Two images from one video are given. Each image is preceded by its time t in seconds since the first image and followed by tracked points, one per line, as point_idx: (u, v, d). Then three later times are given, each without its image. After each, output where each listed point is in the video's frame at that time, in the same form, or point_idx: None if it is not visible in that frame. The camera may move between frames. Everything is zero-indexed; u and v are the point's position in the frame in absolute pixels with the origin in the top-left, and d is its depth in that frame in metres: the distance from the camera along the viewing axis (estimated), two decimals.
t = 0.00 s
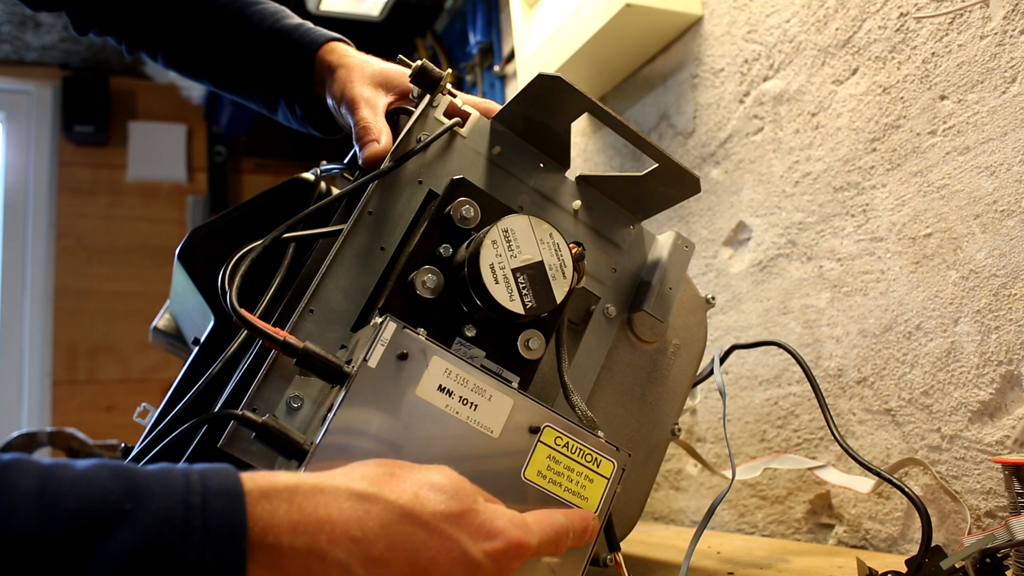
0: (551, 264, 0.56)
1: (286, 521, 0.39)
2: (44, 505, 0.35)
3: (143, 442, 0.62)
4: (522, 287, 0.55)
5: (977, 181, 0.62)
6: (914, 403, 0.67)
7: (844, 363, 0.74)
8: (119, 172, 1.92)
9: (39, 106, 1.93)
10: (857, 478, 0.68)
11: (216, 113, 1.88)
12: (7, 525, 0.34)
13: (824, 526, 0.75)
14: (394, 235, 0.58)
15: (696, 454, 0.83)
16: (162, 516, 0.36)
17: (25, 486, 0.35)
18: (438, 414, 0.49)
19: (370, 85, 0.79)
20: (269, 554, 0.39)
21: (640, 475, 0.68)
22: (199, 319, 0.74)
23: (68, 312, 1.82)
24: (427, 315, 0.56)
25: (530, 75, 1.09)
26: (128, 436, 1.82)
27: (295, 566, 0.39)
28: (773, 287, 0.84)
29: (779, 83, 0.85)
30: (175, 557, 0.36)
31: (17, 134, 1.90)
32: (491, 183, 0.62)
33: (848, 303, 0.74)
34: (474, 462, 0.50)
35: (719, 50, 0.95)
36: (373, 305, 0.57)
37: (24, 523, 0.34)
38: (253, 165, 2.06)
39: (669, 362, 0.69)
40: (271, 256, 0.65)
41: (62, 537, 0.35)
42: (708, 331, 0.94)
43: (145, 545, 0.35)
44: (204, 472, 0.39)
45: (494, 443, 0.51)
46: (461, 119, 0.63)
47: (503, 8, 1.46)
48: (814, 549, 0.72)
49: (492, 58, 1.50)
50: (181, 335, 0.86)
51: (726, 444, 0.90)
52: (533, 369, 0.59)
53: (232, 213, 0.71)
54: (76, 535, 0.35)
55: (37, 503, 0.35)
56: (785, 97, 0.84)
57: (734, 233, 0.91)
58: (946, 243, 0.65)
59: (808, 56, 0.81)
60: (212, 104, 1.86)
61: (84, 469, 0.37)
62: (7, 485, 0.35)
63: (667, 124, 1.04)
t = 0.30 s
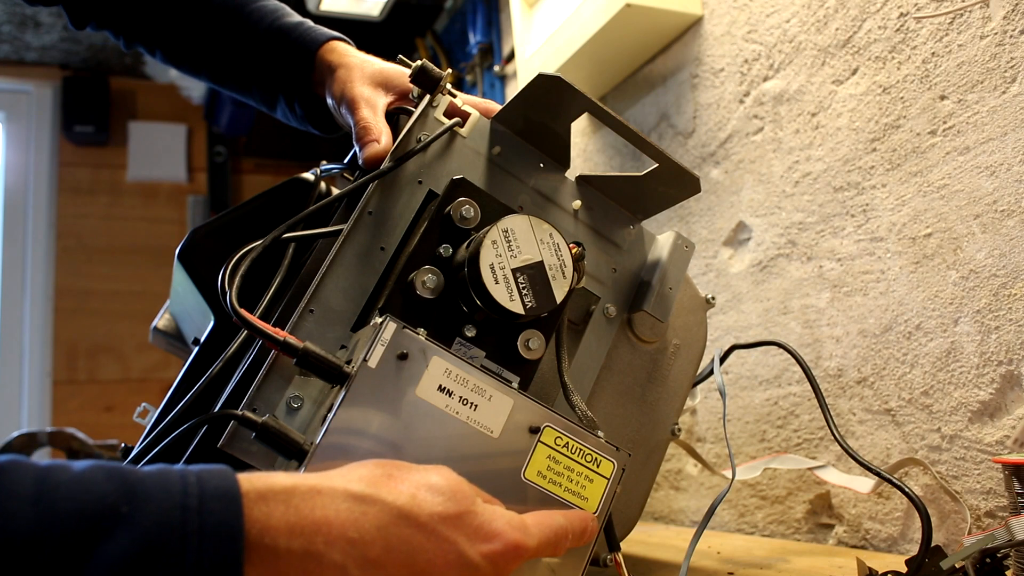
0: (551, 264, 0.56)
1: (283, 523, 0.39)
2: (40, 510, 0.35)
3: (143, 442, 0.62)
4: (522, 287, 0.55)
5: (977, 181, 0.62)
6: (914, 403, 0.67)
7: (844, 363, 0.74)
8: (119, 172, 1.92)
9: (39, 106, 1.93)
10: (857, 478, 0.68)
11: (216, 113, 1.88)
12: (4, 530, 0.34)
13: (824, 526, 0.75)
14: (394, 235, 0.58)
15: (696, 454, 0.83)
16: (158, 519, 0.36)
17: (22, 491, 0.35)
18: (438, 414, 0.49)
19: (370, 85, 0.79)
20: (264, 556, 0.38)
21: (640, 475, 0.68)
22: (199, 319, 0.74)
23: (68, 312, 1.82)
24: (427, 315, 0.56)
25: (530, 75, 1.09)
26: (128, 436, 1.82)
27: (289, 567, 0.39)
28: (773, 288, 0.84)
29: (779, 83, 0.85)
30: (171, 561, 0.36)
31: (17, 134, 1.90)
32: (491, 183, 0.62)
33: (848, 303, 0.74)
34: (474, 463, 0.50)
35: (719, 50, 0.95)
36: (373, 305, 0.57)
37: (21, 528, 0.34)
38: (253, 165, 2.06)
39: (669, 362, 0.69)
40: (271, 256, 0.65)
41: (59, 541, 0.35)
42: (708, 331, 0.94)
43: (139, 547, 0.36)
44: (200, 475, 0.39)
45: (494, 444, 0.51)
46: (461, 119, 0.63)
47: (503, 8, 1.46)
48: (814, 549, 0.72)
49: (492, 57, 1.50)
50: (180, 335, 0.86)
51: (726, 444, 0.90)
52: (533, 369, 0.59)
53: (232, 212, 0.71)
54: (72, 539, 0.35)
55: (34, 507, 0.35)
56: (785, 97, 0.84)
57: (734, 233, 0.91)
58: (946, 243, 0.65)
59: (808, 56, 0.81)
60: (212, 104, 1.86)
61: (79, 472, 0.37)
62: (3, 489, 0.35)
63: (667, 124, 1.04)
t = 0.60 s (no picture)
0: (551, 264, 0.56)
1: (172, 510, 0.34)
2: None
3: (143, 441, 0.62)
4: (522, 287, 0.55)
5: (977, 181, 0.62)
6: (914, 403, 0.67)
7: (844, 363, 0.74)
8: (119, 171, 1.92)
9: (39, 106, 1.93)
10: (857, 478, 0.68)
11: (216, 113, 1.88)
12: None
13: (824, 526, 0.75)
14: (394, 235, 0.58)
15: (696, 454, 0.82)
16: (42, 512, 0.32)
17: None
18: (437, 414, 0.49)
19: (370, 85, 0.79)
20: (161, 546, 0.34)
21: (639, 476, 0.68)
22: (199, 319, 0.74)
23: (67, 312, 1.82)
24: (427, 315, 0.56)
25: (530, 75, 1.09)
26: (128, 436, 1.82)
27: (186, 555, 0.34)
28: (773, 288, 0.84)
29: (779, 83, 0.85)
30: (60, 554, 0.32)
31: (17, 134, 1.90)
32: (491, 183, 0.62)
33: (848, 303, 0.74)
34: (474, 462, 0.50)
35: (719, 50, 0.95)
36: (373, 305, 0.57)
37: None
38: (252, 165, 2.06)
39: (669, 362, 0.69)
40: (271, 255, 0.65)
41: None
42: (708, 331, 0.94)
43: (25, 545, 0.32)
44: (87, 461, 0.34)
45: (494, 443, 0.51)
46: (461, 119, 0.63)
47: (503, 8, 1.46)
48: (814, 549, 0.72)
49: (492, 58, 1.50)
50: (180, 335, 0.85)
51: (726, 444, 0.90)
52: (533, 368, 0.59)
53: (232, 213, 0.71)
54: None
55: None
56: (785, 96, 0.84)
57: (734, 233, 0.91)
58: (946, 243, 0.65)
59: (808, 56, 0.81)
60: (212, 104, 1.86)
61: None
62: None
63: (667, 124, 1.04)
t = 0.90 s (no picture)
0: (551, 264, 0.56)
1: (169, 503, 0.37)
2: None
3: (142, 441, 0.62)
4: (522, 287, 0.55)
5: (977, 181, 0.62)
6: (914, 403, 0.67)
7: (844, 363, 0.74)
8: (119, 171, 1.92)
9: (39, 106, 1.93)
10: (857, 478, 0.68)
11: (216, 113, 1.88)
12: None
13: (824, 526, 0.75)
14: (394, 235, 0.58)
15: (696, 454, 0.82)
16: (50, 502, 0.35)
17: None
18: (438, 414, 0.49)
19: (370, 85, 0.79)
20: (158, 537, 0.37)
21: (639, 476, 0.68)
22: (199, 319, 0.74)
23: (67, 312, 1.82)
24: (427, 315, 0.56)
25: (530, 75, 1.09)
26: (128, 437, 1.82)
27: (182, 547, 0.37)
28: (773, 288, 0.84)
29: (779, 83, 0.85)
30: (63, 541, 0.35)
31: (17, 134, 1.90)
32: (490, 183, 0.62)
33: (848, 303, 0.74)
34: (474, 462, 0.50)
35: (719, 50, 0.95)
36: (373, 305, 0.57)
37: None
38: (253, 165, 2.06)
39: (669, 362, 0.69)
40: (271, 256, 0.65)
41: None
42: (708, 331, 0.94)
43: (21, 535, 0.34)
44: (86, 458, 0.37)
45: (494, 444, 0.51)
46: (461, 119, 0.63)
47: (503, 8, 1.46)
48: (815, 549, 0.72)
49: (492, 58, 1.50)
50: (180, 335, 0.86)
51: (726, 444, 0.90)
52: (533, 369, 0.59)
53: (232, 213, 0.71)
54: None
55: None
56: (785, 97, 0.84)
57: (735, 233, 0.91)
58: (946, 243, 0.65)
59: (808, 56, 0.81)
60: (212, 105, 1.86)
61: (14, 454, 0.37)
62: None
63: (667, 124, 1.04)
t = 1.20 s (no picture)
0: (551, 264, 0.56)
1: (43, 543, 0.33)
2: None
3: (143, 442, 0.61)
4: (523, 287, 0.55)
5: (977, 181, 0.62)
6: (914, 403, 0.67)
7: (844, 363, 0.74)
8: (119, 172, 1.92)
9: (39, 106, 1.93)
10: (857, 478, 0.68)
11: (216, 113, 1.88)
12: None
13: (824, 526, 0.75)
14: (394, 235, 0.58)
15: (696, 454, 0.82)
16: None
17: None
18: (437, 414, 0.49)
19: (370, 85, 0.79)
20: None
21: (639, 476, 0.68)
22: (199, 319, 0.74)
23: (67, 312, 1.82)
24: (427, 315, 0.56)
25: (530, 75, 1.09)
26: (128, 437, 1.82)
27: None
28: (773, 288, 0.84)
29: (779, 83, 0.85)
30: None
31: (17, 134, 1.90)
32: (490, 183, 0.62)
33: (847, 303, 0.74)
34: (474, 462, 0.50)
35: (719, 50, 0.95)
36: (373, 305, 0.57)
37: None
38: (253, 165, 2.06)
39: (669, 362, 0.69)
40: (271, 256, 0.65)
41: None
42: (708, 331, 0.94)
43: None
44: None
45: (494, 444, 0.51)
46: (461, 119, 0.63)
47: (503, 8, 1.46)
48: (814, 549, 0.72)
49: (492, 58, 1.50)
50: (180, 335, 0.85)
51: (726, 444, 0.90)
52: (533, 369, 0.59)
53: (232, 213, 0.71)
54: None
55: None
56: (785, 97, 0.84)
57: (735, 233, 0.91)
58: (946, 243, 0.65)
59: (808, 56, 0.81)
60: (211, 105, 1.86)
61: None
62: None
63: (667, 125, 1.04)
